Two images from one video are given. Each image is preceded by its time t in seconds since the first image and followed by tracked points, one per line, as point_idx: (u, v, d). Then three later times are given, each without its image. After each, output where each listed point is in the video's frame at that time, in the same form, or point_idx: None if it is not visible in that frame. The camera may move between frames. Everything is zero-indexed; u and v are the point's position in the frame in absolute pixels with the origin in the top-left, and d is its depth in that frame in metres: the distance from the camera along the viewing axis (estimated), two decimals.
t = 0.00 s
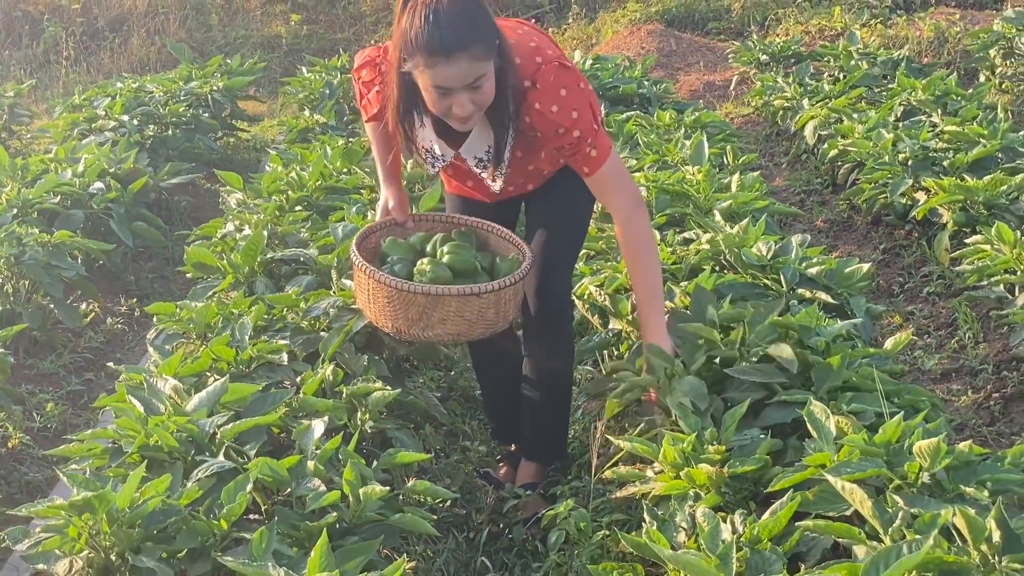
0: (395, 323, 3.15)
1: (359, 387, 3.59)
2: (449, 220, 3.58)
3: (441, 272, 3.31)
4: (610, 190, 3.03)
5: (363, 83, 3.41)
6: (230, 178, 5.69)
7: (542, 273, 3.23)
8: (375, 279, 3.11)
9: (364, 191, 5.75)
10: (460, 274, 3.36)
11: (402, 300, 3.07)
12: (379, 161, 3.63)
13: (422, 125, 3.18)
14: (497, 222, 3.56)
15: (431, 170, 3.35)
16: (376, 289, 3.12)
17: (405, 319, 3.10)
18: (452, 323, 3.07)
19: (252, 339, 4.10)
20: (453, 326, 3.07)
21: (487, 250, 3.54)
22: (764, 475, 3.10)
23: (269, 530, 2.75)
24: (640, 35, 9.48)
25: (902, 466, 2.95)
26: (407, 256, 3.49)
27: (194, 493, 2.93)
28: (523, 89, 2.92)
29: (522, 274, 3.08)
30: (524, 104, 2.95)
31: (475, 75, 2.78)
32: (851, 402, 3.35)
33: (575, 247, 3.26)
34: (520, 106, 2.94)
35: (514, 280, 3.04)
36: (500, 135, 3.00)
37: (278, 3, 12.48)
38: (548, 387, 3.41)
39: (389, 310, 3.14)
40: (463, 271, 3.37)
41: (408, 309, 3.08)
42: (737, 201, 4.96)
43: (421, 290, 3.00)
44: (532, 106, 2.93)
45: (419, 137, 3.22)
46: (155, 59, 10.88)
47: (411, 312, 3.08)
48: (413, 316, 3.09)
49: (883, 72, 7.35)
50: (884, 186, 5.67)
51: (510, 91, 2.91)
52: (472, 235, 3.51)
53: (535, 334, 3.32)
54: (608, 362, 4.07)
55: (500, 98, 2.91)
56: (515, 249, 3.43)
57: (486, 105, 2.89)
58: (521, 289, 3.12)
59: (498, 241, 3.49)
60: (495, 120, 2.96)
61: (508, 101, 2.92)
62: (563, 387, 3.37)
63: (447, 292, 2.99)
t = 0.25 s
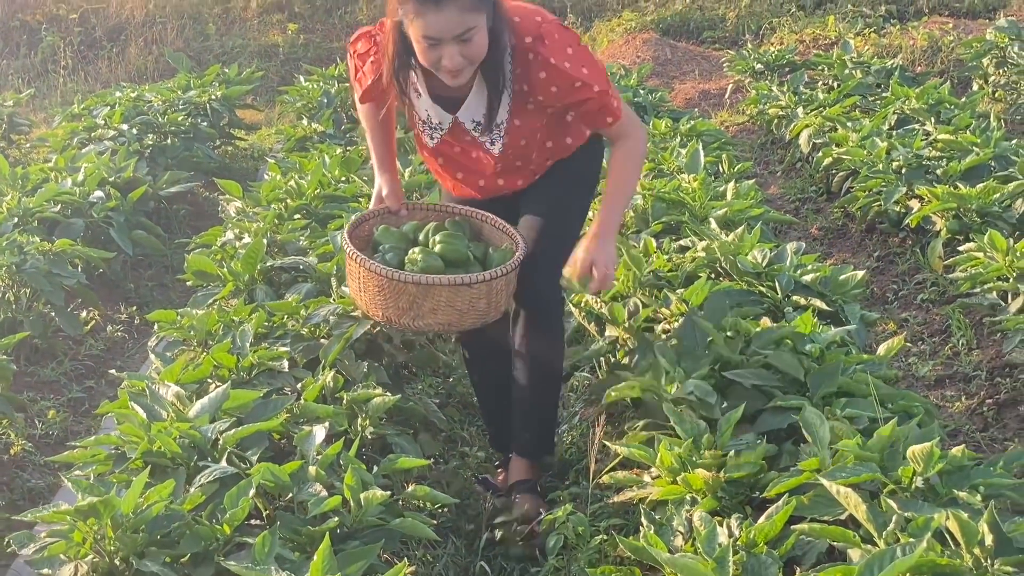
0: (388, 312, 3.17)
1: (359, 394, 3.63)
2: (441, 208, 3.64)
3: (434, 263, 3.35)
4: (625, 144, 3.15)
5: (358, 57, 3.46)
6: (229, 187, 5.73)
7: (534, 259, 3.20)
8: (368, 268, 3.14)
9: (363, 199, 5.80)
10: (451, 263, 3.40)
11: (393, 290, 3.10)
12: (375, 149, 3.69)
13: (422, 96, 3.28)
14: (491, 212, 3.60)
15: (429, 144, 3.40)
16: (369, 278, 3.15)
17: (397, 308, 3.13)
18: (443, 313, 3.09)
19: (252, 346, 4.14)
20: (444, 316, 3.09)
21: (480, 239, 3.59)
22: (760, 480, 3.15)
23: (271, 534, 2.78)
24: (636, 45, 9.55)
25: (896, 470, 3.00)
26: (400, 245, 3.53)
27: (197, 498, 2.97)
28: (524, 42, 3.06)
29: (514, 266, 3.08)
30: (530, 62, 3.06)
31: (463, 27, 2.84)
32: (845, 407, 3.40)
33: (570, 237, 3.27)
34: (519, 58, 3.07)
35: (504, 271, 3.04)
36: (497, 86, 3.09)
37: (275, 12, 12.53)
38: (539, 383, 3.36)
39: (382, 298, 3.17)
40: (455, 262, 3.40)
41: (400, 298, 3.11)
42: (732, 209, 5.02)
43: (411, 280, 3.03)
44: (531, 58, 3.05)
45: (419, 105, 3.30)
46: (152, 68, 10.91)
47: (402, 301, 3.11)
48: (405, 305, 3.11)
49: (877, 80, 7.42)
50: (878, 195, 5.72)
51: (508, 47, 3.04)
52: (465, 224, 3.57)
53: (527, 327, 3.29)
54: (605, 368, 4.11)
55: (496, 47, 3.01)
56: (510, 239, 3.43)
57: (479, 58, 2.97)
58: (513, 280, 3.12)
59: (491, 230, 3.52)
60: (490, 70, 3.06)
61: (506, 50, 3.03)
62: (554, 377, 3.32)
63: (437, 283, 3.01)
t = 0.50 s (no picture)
0: (387, 305, 2.85)
1: (365, 411, 3.66)
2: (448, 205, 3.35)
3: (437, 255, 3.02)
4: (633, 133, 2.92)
5: (362, 30, 3.07)
6: (235, 206, 5.77)
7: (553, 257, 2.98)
8: (368, 260, 2.83)
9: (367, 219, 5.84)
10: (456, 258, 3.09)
11: (396, 283, 2.79)
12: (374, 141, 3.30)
13: (427, 72, 2.91)
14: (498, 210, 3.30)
15: (433, 126, 2.99)
16: (368, 270, 2.83)
17: (398, 304, 2.82)
18: (450, 308, 2.79)
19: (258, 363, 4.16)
20: (450, 311, 2.79)
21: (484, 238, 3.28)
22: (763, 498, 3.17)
23: (279, 550, 2.80)
24: (637, 67, 9.63)
25: (897, 489, 3.02)
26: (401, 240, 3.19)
27: (206, 513, 3.01)
28: (542, 17, 2.74)
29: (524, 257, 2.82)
30: (546, 39, 2.75)
31: (471, 7, 2.53)
32: (848, 426, 3.43)
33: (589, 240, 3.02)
34: (536, 35, 2.75)
35: (514, 263, 2.79)
36: (512, 64, 2.76)
37: (278, 32, 12.63)
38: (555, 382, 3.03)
39: (382, 295, 2.85)
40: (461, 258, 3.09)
41: (403, 292, 2.80)
42: (734, 231, 5.05)
43: (415, 270, 2.73)
44: (548, 33, 2.74)
45: (423, 89, 2.94)
46: (156, 87, 11.00)
47: (406, 295, 2.80)
48: (408, 299, 2.80)
49: (877, 104, 7.49)
50: (879, 217, 5.76)
51: (528, 21, 2.73)
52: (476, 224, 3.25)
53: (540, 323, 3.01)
54: (606, 387, 4.10)
55: (513, 19, 2.69)
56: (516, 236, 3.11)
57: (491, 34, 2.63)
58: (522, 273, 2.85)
59: (498, 229, 3.20)
60: (503, 46, 2.73)
61: (523, 24, 2.71)
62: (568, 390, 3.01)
63: (443, 274, 2.72)
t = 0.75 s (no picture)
0: (442, 319, 2.77)
1: (374, 424, 3.68)
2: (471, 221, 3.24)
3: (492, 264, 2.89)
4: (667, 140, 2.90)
5: (376, 53, 3.04)
6: (243, 219, 5.81)
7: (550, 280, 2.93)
8: (417, 272, 2.75)
9: (374, 233, 5.88)
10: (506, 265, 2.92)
11: (452, 294, 2.73)
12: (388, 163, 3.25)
13: (451, 96, 2.89)
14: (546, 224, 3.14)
15: (459, 149, 2.97)
16: (419, 282, 2.75)
17: (455, 315, 2.75)
18: (508, 315, 2.75)
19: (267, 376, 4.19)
20: (510, 317, 2.75)
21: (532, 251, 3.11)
22: (770, 513, 3.18)
23: (289, 562, 2.84)
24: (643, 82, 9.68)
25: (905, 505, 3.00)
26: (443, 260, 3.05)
27: (215, 525, 3.03)
28: (568, 30, 2.75)
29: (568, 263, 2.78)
30: (575, 52, 2.76)
31: (481, 26, 2.54)
32: (854, 442, 3.43)
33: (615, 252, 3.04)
34: (563, 49, 2.75)
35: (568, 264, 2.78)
36: (537, 82, 2.76)
37: (284, 46, 12.71)
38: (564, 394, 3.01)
39: (434, 309, 2.78)
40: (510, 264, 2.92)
41: (460, 303, 2.74)
42: (740, 246, 5.08)
43: (475, 278, 2.67)
44: (576, 46, 2.75)
45: (446, 113, 2.93)
46: (163, 99, 11.07)
47: (463, 304, 2.74)
48: (464, 311, 2.74)
49: (882, 120, 7.52)
50: (884, 234, 5.78)
51: (553, 35, 2.74)
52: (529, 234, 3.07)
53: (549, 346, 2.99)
54: (613, 402, 4.12)
55: (531, 39, 2.70)
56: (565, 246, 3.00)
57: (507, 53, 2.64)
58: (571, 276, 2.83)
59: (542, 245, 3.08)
60: (525, 63, 2.73)
61: (543, 41, 2.71)
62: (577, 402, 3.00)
63: (503, 280, 2.68)
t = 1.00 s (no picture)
0: (544, 330, 2.65)
1: (386, 433, 3.69)
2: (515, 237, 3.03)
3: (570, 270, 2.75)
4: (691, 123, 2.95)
5: (386, 74, 2.84)
6: (254, 229, 5.84)
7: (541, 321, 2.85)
8: (513, 282, 2.61)
9: (385, 242, 5.91)
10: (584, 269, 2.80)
11: (556, 299, 2.62)
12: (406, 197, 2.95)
13: (475, 102, 2.77)
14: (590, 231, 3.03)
15: (486, 160, 2.83)
16: (519, 294, 2.63)
17: (558, 320, 2.64)
18: (608, 315, 2.70)
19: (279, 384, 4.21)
20: (610, 318, 2.69)
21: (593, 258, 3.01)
22: (781, 523, 3.19)
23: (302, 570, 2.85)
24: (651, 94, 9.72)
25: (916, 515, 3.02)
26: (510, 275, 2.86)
27: (229, 532, 3.06)
28: (587, 24, 2.76)
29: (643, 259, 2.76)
30: (599, 45, 2.77)
31: (498, 28, 2.51)
32: (866, 453, 3.43)
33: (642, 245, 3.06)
34: (586, 43, 2.76)
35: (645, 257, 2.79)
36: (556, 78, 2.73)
37: (293, 57, 12.78)
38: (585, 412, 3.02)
39: (532, 319, 2.65)
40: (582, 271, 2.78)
41: (563, 308, 2.63)
42: (750, 257, 5.09)
43: (581, 280, 2.59)
44: (599, 38, 2.77)
45: (469, 122, 2.80)
46: (172, 110, 11.13)
47: (568, 309, 2.63)
48: (566, 315, 2.64)
49: (890, 132, 7.54)
50: (893, 245, 5.79)
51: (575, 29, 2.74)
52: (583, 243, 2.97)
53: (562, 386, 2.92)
54: (623, 411, 4.13)
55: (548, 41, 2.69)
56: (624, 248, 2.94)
57: (525, 55, 2.61)
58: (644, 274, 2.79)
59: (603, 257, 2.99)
60: (545, 62, 2.70)
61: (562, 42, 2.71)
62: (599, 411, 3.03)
63: (607, 278, 2.63)
